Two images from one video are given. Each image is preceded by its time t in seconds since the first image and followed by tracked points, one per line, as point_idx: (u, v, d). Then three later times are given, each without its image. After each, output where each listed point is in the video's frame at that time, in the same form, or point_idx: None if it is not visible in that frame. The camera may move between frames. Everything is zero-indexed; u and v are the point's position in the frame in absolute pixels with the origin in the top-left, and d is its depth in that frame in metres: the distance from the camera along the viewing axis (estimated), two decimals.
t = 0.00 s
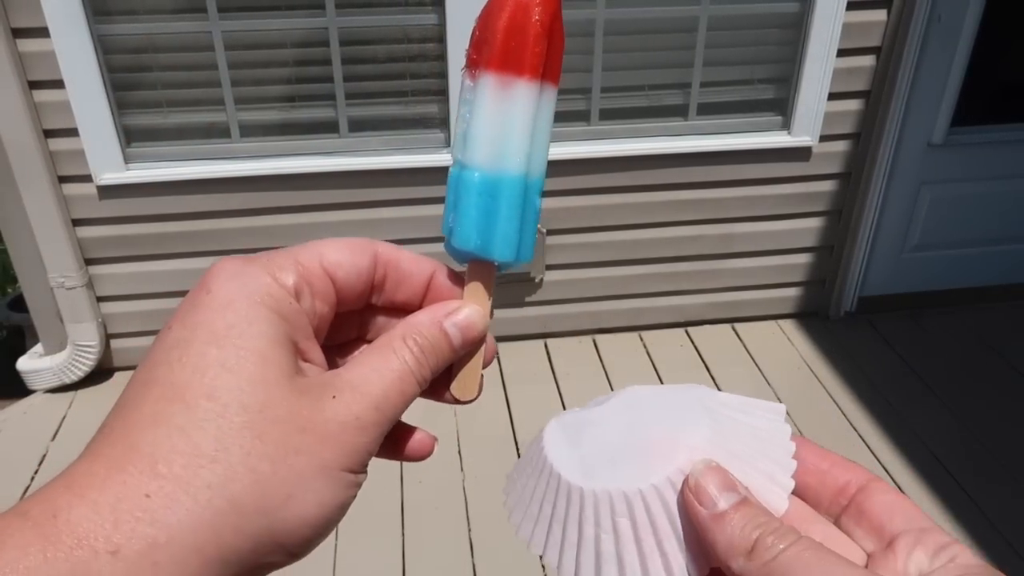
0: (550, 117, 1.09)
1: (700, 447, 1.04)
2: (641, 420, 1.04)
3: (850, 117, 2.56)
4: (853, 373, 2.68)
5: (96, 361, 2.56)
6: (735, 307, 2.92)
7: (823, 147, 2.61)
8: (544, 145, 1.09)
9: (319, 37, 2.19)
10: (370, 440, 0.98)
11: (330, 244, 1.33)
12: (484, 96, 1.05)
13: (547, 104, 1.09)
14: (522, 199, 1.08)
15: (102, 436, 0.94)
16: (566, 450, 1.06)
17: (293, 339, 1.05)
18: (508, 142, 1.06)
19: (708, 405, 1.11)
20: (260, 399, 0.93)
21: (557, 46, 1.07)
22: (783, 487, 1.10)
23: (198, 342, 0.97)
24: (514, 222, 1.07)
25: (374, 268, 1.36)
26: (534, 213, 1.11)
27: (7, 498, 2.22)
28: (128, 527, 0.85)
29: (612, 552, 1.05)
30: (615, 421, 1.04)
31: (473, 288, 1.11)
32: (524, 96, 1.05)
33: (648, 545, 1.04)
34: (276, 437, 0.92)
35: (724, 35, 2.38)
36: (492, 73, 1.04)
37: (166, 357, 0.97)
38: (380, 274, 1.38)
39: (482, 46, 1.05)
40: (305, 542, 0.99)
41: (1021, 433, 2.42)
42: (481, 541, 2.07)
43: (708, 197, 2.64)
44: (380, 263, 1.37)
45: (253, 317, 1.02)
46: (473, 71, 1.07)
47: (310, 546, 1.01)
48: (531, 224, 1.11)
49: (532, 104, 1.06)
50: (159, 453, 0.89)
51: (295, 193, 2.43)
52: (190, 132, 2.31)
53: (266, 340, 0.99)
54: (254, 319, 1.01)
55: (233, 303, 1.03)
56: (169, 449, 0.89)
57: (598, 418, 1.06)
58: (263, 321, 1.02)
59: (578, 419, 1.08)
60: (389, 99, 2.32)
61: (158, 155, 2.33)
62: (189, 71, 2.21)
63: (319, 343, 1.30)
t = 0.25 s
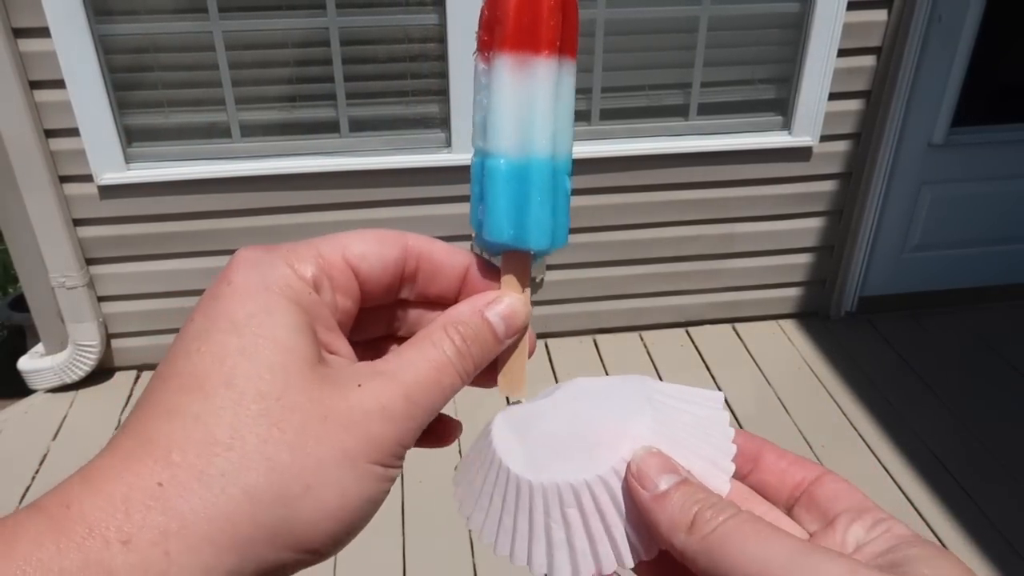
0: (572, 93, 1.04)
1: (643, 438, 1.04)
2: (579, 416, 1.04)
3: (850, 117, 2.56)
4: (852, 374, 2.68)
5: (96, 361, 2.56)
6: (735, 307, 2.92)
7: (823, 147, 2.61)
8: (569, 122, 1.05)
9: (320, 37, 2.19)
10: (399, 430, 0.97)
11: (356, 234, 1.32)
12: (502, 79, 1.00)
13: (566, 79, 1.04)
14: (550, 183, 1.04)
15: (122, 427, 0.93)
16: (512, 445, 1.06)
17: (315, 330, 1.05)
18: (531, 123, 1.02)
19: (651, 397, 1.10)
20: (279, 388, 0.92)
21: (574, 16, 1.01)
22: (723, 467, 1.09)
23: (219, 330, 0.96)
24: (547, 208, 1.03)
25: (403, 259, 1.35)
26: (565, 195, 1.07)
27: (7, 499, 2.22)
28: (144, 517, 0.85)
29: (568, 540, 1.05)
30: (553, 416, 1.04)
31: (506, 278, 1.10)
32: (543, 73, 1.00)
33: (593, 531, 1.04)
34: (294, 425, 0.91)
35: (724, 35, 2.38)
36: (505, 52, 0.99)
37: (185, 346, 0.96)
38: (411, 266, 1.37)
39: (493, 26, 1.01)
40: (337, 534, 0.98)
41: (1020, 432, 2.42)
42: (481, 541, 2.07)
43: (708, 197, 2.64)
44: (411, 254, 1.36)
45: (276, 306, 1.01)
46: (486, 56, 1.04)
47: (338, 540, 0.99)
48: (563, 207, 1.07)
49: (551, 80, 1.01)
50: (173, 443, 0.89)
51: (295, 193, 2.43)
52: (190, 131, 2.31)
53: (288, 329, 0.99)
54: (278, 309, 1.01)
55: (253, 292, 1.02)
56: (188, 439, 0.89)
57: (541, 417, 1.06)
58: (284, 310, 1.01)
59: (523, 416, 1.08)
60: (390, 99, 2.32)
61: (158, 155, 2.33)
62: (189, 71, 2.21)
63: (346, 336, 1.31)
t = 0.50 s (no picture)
0: (581, 54, 1.00)
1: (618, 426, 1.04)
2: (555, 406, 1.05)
3: (850, 117, 2.56)
4: (852, 373, 2.68)
5: (96, 361, 2.56)
6: (735, 307, 2.91)
7: (823, 147, 2.61)
8: (583, 85, 1.01)
9: (320, 37, 2.19)
10: (443, 412, 0.96)
11: (389, 229, 1.33)
12: (508, 51, 0.97)
13: (574, 40, 1.00)
14: (574, 151, 1.01)
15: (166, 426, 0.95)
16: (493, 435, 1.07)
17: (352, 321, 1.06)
18: (544, 92, 0.98)
19: (630, 386, 1.10)
20: (317, 373, 0.93)
21: None
22: (696, 451, 1.08)
23: (256, 323, 0.99)
24: (573, 176, 1.00)
25: (437, 251, 1.34)
26: (591, 162, 1.03)
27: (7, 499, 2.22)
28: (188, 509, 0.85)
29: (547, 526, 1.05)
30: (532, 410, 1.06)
31: (542, 257, 1.07)
32: (549, 39, 0.97)
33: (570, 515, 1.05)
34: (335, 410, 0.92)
35: (724, 35, 2.38)
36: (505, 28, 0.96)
37: (224, 342, 0.99)
38: (446, 257, 1.35)
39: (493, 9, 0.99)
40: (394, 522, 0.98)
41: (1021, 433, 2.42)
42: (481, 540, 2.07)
43: (708, 197, 2.64)
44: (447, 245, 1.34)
45: (311, 299, 1.03)
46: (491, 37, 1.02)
47: (393, 530, 0.99)
48: (591, 174, 1.03)
49: (557, 43, 0.97)
50: (215, 434, 0.89)
51: (295, 193, 2.43)
52: (190, 131, 2.31)
53: (323, 319, 1.00)
54: (313, 301, 1.03)
55: (288, 288, 1.05)
56: (230, 425, 0.90)
57: (520, 413, 1.07)
58: (318, 301, 1.03)
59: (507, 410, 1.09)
60: (389, 98, 2.32)
61: (159, 155, 2.33)
62: (190, 71, 2.22)
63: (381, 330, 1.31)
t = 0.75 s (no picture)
0: (580, 73, 1.01)
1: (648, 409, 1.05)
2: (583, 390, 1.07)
3: (849, 117, 2.57)
4: (852, 373, 2.69)
5: (96, 361, 2.57)
6: (735, 307, 2.92)
7: (822, 147, 2.61)
8: (583, 104, 1.02)
9: (319, 37, 2.20)
10: (460, 427, 0.98)
11: (397, 245, 1.31)
12: (510, 73, 0.98)
13: (573, 61, 1.01)
14: (576, 169, 1.02)
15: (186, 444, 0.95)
16: (523, 428, 1.08)
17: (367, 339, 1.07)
18: (545, 113, 1.00)
19: (660, 374, 1.10)
20: (338, 392, 0.94)
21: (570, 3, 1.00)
22: (726, 439, 1.08)
23: (274, 344, 0.98)
24: (577, 195, 1.02)
25: (447, 266, 1.34)
26: (593, 178, 1.04)
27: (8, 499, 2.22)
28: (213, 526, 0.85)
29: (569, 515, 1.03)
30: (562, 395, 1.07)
31: (548, 273, 1.09)
32: (548, 59, 0.98)
33: (594, 502, 1.02)
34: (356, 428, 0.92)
35: (724, 35, 2.39)
36: (505, 50, 0.97)
37: (242, 363, 0.98)
38: (455, 271, 1.35)
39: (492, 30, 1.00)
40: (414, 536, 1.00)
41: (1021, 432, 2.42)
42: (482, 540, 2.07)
43: (707, 196, 2.64)
44: (455, 261, 1.34)
45: (327, 319, 1.03)
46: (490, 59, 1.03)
47: (412, 544, 1.00)
48: (594, 191, 1.05)
49: (557, 63, 0.99)
50: (238, 454, 0.89)
51: (296, 193, 2.43)
52: (190, 131, 2.32)
53: (339, 338, 1.00)
54: (329, 320, 1.03)
55: (303, 307, 1.04)
56: (253, 444, 0.90)
57: (554, 404, 1.09)
58: (333, 321, 1.03)
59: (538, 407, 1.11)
60: (389, 99, 2.33)
61: (158, 155, 2.33)
62: (190, 71, 2.22)
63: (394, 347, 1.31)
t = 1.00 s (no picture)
0: (573, 79, 1.02)
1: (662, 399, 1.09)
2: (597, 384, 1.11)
3: (849, 118, 2.57)
4: (851, 372, 2.69)
5: (97, 361, 2.57)
6: (735, 308, 2.92)
7: (822, 147, 2.61)
8: (577, 109, 1.03)
9: (320, 37, 2.20)
10: (473, 442, 0.98)
11: (402, 260, 1.33)
12: (502, 84, 0.98)
13: (565, 68, 1.02)
14: (574, 175, 1.03)
15: (200, 467, 0.95)
16: (535, 423, 1.12)
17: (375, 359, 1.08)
18: (539, 121, 1.01)
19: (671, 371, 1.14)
20: (348, 412, 0.94)
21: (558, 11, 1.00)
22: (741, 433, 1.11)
23: (284, 367, 1.00)
24: (577, 201, 1.02)
25: (451, 278, 1.35)
26: (592, 183, 1.05)
27: (9, 499, 2.22)
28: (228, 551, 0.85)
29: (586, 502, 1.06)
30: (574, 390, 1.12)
31: (553, 281, 1.10)
32: (540, 67, 0.99)
33: (609, 488, 1.06)
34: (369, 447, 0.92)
35: (724, 36, 2.39)
36: (497, 62, 0.98)
37: (253, 386, 0.99)
38: (460, 282, 1.36)
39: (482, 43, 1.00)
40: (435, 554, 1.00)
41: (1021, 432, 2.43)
42: (483, 540, 2.07)
43: (707, 197, 2.64)
44: (459, 272, 1.35)
45: (335, 339, 1.05)
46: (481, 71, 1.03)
47: (428, 564, 0.99)
48: (593, 196, 1.05)
49: (548, 71, 1.00)
50: (251, 477, 0.89)
51: (296, 194, 2.43)
52: (190, 132, 2.32)
53: (348, 358, 1.01)
54: (337, 340, 1.05)
55: (312, 328, 1.06)
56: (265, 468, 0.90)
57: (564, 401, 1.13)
58: (341, 341, 1.05)
59: (549, 408, 1.14)
60: (389, 99, 2.33)
61: (159, 155, 2.33)
62: (190, 72, 2.22)
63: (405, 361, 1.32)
